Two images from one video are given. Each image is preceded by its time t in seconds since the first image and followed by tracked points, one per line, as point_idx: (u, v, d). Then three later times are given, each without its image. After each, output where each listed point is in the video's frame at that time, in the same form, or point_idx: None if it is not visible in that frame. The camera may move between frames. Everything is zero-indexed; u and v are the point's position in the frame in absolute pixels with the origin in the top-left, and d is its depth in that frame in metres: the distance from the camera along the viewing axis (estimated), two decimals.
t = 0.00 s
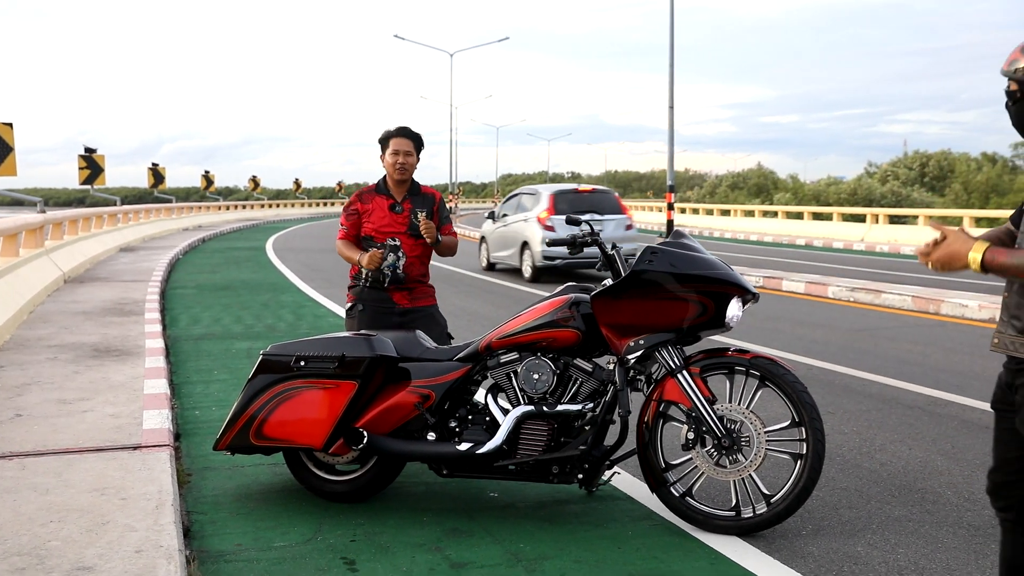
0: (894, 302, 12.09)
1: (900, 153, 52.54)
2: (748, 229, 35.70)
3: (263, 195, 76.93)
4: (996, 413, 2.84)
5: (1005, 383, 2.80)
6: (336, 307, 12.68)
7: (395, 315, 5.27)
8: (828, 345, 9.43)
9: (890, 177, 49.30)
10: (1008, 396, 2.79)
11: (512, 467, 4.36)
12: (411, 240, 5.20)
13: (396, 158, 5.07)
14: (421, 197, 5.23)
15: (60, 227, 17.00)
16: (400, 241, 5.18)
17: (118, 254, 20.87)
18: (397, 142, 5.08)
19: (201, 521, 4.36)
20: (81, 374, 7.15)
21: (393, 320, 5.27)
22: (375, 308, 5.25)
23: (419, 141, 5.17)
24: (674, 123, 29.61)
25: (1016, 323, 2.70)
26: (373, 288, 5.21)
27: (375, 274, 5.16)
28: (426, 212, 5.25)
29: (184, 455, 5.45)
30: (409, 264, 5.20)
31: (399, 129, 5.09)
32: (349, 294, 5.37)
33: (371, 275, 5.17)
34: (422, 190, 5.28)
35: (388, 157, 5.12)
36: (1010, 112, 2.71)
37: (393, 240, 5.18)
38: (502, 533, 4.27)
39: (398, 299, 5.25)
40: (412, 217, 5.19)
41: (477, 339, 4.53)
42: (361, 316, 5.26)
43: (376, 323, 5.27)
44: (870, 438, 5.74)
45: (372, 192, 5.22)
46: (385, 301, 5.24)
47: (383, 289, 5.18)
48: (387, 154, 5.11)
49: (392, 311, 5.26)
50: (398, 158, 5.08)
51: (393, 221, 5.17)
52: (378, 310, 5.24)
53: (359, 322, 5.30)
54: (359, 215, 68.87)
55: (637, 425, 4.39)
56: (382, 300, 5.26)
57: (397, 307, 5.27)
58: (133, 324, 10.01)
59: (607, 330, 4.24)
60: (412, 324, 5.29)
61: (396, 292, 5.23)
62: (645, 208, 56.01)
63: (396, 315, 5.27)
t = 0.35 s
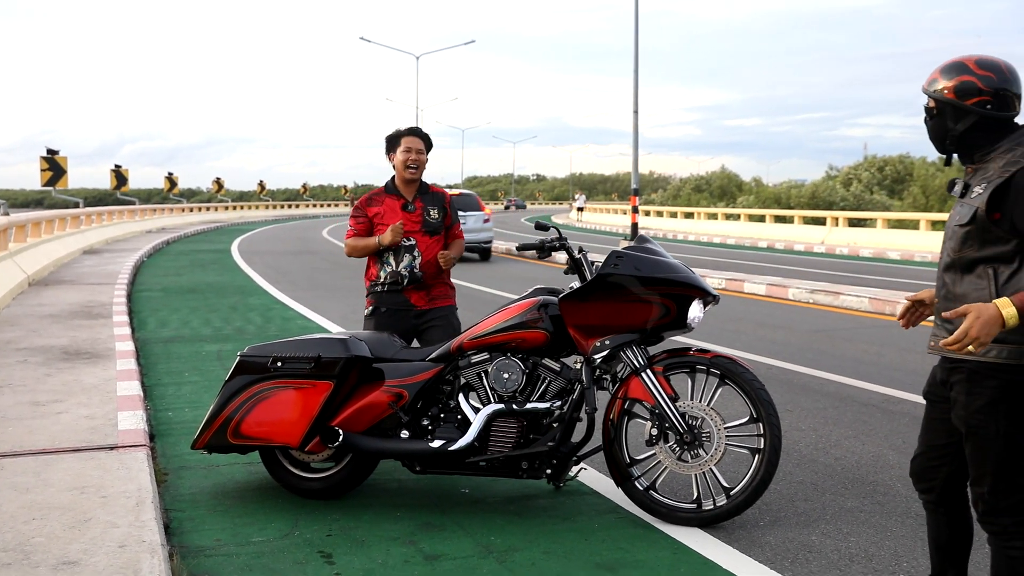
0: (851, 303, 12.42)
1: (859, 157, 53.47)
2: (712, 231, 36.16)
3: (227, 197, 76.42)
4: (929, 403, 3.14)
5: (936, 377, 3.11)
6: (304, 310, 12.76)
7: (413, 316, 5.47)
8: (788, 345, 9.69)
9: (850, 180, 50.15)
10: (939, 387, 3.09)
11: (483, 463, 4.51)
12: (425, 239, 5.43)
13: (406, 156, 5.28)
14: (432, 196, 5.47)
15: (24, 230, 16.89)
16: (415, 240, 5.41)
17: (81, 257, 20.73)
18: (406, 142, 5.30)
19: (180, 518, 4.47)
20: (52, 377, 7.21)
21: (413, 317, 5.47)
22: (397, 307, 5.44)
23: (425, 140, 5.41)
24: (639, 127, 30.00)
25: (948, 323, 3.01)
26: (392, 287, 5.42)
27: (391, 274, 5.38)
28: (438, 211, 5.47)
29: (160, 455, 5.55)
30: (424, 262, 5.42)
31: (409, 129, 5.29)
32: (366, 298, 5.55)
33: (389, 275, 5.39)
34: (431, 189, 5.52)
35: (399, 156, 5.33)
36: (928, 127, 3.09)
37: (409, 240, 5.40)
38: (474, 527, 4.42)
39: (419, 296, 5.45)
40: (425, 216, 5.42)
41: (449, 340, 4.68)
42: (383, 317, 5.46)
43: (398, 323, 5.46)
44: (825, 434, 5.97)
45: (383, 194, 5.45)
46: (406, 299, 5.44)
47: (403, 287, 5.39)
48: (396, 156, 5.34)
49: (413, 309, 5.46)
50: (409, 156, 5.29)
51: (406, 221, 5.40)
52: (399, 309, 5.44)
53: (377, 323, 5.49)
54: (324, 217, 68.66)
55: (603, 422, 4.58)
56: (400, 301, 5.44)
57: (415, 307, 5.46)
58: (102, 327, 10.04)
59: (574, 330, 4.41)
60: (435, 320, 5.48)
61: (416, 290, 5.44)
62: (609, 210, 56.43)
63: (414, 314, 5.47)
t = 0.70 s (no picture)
0: (785, 302, 12.84)
1: (792, 160, 54.67)
2: (650, 232, 36.70)
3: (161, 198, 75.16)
4: (842, 394, 3.41)
5: (847, 366, 3.37)
6: (247, 312, 12.75)
7: (376, 315, 5.67)
8: (724, 343, 10.00)
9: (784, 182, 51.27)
10: (850, 375, 3.36)
11: (433, 458, 4.67)
12: (392, 242, 5.61)
13: (379, 157, 5.47)
14: (405, 201, 5.64)
15: None
16: (381, 243, 5.60)
17: (13, 260, 20.34)
18: (378, 145, 5.47)
19: (135, 517, 4.55)
20: None
21: (375, 317, 5.67)
22: (359, 305, 5.66)
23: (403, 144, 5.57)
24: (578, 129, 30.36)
25: (860, 314, 3.28)
26: (356, 286, 5.63)
27: (356, 274, 5.60)
28: (409, 215, 5.64)
29: (110, 456, 5.59)
30: (389, 266, 5.60)
31: (385, 131, 5.46)
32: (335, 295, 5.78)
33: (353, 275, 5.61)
34: (407, 193, 5.69)
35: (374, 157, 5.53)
36: (862, 144, 3.31)
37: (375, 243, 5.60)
38: (424, 519, 4.58)
39: (381, 296, 5.65)
40: (394, 220, 5.60)
41: (399, 340, 4.83)
42: (346, 312, 5.69)
43: (359, 322, 5.66)
44: (759, 426, 6.24)
45: (359, 194, 5.65)
46: (368, 298, 5.65)
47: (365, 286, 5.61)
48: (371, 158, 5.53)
49: (375, 308, 5.66)
50: (382, 158, 5.47)
51: (376, 223, 5.60)
52: (360, 307, 5.66)
53: (341, 320, 5.71)
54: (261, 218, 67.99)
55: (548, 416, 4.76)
56: (364, 300, 5.66)
57: (377, 307, 5.66)
58: (41, 330, 9.95)
59: (521, 329, 4.59)
60: (393, 321, 5.68)
61: (379, 291, 5.64)
62: (549, 211, 56.85)
63: (376, 314, 5.67)
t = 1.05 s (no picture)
0: (742, 301, 13.13)
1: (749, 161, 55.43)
2: (610, 233, 37.05)
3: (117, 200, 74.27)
4: (808, 393, 3.62)
5: (808, 364, 3.58)
6: (211, 315, 12.78)
7: (337, 318, 5.79)
8: (684, 342, 10.25)
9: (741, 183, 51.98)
10: (811, 372, 3.58)
11: (404, 456, 4.82)
12: (355, 248, 5.75)
13: (343, 165, 5.66)
14: (369, 207, 5.79)
15: None
16: (345, 249, 5.75)
17: None
18: (346, 153, 5.66)
19: (112, 517, 4.64)
20: None
21: (337, 320, 5.78)
22: (321, 307, 5.78)
23: (370, 153, 5.75)
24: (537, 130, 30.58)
25: (814, 315, 3.48)
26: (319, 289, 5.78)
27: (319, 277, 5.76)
28: (373, 222, 5.78)
29: (82, 458, 5.66)
30: (351, 270, 5.74)
31: (350, 141, 5.66)
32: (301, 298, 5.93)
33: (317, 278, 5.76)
34: (373, 201, 5.84)
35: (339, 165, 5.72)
36: (809, 147, 3.50)
37: (338, 248, 5.75)
38: (397, 515, 4.73)
39: (343, 300, 5.77)
40: (357, 226, 5.75)
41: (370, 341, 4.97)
42: (309, 315, 5.81)
43: (321, 324, 5.79)
44: (717, 422, 6.47)
45: (325, 200, 5.82)
46: (330, 302, 5.78)
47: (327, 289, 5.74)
48: (337, 166, 5.71)
49: (336, 311, 5.78)
50: (346, 165, 5.66)
51: (340, 228, 5.75)
52: (322, 310, 5.78)
53: (305, 322, 5.85)
54: (219, 221, 67.44)
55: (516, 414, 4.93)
56: (326, 303, 5.79)
57: (340, 310, 5.78)
58: (4, 335, 9.92)
59: (488, 330, 4.76)
60: (353, 325, 5.78)
61: (341, 294, 5.77)
62: (509, 212, 57.09)
63: (338, 317, 5.78)
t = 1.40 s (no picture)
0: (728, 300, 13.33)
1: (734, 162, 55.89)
2: (596, 232, 37.28)
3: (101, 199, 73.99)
4: (788, 383, 3.78)
5: (790, 357, 3.75)
6: (203, 313, 12.87)
7: (314, 310, 5.96)
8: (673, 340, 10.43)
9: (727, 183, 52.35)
10: (792, 365, 3.74)
11: (404, 449, 4.96)
12: (328, 242, 5.92)
13: (311, 165, 5.85)
14: (339, 202, 5.98)
15: None
16: (317, 244, 5.92)
17: None
18: (311, 152, 5.86)
19: (120, 508, 4.77)
20: None
21: (314, 312, 5.96)
22: (298, 300, 5.96)
23: (336, 151, 5.94)
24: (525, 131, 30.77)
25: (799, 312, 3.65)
26: (295, 284, 5.95)
27: (294, 273, 5.94)
28: (343, 216, 5.96)
29: (85, 453, 5.77)
30: (325, 264, 5.92)
31: (316, 141, 5.85)
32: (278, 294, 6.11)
33: (292, 273, 5.94)
34: (342, 197, 6.04)
35: (307, 165, 5.90)
36: (782, 188, 3.62)
37: (311, 244, 5.92)
38: (397, 506, 4.88)
39: (319, 292, 5.95)
40: (328, 221, 5.92)
41: (369, 337, 5.12)
42: (287, 308, 5.99)
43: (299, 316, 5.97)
44: (706, 417, 6.64)
45: (297, 199, 6.01)
46: (306, 294, 5.95)
47: (303, 283, 5.92)
48: (306, 165, 5.91)
49: (313, 303, 5.96)
50: (315, 165, 5.85)
51: (311, 224, 5.93)
52: (299, 302, 5.96)
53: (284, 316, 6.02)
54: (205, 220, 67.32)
55: (512, 408, 5.08)
56: (303, 297, 5.96)
57: (315, 302, 5.95)
58: None
59: (486, 326, 4.91)
60: (329, 315, 5.95)
61: (316, 286, 5.94)
62: (496, 211, 57.24)
63: (315, 309, 5.96)
